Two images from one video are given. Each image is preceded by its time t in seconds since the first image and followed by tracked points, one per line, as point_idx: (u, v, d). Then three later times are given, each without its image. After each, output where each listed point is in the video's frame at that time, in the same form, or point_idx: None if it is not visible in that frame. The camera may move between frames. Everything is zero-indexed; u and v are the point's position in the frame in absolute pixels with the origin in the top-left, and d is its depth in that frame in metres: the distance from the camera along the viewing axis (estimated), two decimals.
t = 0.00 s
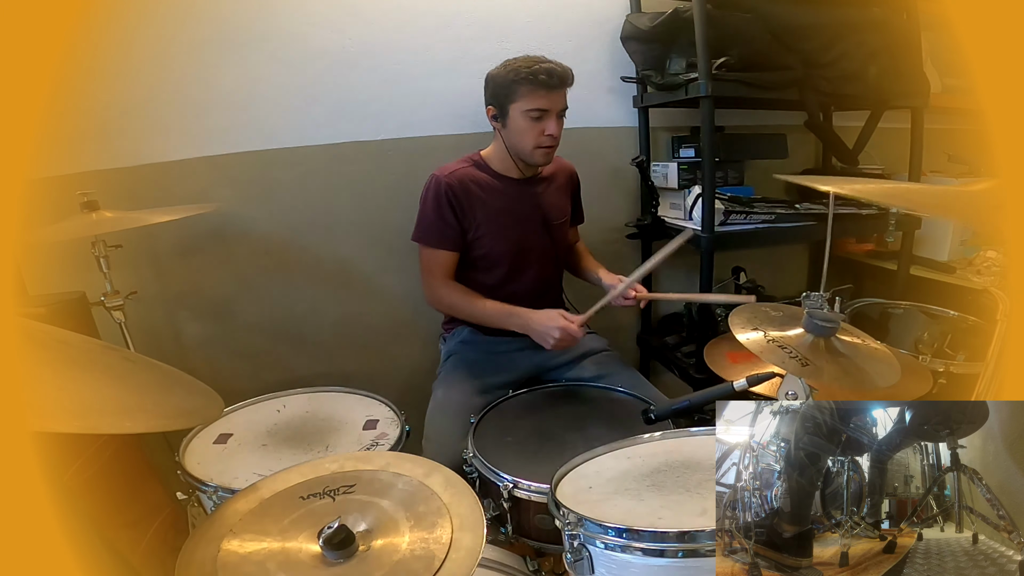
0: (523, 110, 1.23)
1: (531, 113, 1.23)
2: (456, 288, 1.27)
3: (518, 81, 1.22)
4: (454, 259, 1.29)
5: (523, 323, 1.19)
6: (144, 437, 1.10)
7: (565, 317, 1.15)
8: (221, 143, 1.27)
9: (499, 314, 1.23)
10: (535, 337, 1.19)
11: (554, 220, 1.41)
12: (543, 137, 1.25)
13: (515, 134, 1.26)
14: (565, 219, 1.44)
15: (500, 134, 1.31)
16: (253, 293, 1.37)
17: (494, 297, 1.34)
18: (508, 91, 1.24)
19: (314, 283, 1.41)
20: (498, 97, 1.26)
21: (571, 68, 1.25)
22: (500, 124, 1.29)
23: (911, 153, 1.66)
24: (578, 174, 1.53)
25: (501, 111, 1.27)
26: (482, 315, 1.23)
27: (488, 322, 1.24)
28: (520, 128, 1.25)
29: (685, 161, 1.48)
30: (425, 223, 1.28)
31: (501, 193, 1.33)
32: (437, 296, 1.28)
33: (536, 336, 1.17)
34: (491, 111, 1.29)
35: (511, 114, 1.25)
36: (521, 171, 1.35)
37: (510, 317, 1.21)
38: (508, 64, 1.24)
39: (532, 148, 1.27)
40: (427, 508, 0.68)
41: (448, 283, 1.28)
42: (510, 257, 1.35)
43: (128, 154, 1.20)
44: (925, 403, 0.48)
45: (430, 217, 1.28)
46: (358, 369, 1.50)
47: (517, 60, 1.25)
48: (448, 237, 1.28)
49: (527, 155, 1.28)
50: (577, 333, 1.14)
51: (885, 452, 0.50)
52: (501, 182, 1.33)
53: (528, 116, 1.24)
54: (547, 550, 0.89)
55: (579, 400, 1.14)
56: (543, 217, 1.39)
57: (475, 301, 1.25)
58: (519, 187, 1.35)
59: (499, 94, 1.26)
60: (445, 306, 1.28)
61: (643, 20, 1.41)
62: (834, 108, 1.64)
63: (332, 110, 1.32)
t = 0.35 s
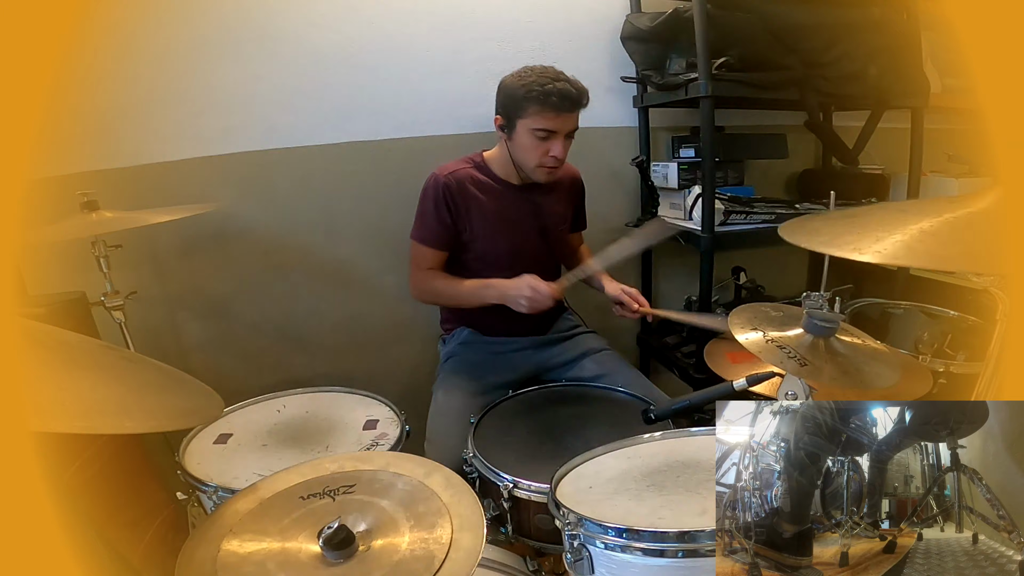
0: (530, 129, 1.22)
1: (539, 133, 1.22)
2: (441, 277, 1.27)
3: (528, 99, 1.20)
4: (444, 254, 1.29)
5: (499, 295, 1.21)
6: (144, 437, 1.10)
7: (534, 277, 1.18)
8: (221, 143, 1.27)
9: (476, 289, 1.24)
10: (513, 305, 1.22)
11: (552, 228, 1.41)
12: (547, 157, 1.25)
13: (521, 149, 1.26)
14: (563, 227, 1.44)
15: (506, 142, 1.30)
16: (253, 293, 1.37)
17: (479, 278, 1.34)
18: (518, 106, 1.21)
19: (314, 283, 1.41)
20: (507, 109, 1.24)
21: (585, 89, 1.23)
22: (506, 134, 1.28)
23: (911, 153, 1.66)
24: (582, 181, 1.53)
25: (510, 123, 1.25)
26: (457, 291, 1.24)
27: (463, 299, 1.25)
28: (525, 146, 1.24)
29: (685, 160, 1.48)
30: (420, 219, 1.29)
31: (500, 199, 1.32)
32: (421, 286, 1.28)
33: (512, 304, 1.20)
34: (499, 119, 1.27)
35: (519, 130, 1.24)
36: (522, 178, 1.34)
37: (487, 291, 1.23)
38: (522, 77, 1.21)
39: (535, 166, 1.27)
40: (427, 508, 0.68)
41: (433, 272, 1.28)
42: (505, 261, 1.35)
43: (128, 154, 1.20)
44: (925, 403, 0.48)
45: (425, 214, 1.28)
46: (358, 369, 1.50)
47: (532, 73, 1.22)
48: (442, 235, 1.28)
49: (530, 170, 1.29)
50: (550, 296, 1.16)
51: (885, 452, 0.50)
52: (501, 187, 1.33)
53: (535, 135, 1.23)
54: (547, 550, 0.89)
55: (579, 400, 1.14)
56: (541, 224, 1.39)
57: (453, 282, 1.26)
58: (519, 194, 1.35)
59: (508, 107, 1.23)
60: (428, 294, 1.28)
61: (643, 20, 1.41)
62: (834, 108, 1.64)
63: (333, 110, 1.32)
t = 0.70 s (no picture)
0: (534, 131, 1.22)
1: (541, 135, 1.22)
2: (456, 289, 1.26)
3: (532, 101, 1.19)
4: (455, 260, 1.28)
5: (525, 328, 1.19)
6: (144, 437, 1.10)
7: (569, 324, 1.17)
8: (221, 143, 1.27)
9: (499, 317, 1.22)
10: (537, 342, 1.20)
11: (556, 228, 1.42)
12: (550, 158, 1.25)
13: (524, 150, 1.25)
14: (565, 227, 1.45)
15: (508, 143, 1.29)
16: (253, 293, 1.37)
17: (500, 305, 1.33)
18: (521, 108, 1.21)
19: (314, 283, 1.41)
20: (510, 110, 1.23)
21: (588, 90, 1.22)
22: (509, 136, 1.27)
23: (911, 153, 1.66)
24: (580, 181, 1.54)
25: (513, 124, 1.25)
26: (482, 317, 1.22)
27: (489, 324, 1.23)
28: (528, 148, 1.24)
29: (685, 160, 1.48)
30: (430, 223, 1.27)
31: (506, 200, 1.33)
32: (434, 298, 1.27)
33: (538, 341, 1.18)
34: (501, 120, 1.27)
35: (521, 131, 1.23)
36: (524, 179, 1.34)
37: (513, 322, 1.21)
38: (526, 78, 1.20)
39: (537, 167, 1.27)
40: (427, 508, 0.68)
41: (448, 284, 1.27)
42: (511, 261, 1.35)
43: (127, 154, 1.21)
44: (925, 403, 0.48)
45: (435, 217, 1.27)
46: (358, 369, 1.50)
47: (535, 74, 1.20)
48: (454, 238, 1.27)
49: (532, 171, 1.29)
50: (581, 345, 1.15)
51: (885, 452, 0.50)
52: (506, 188, 1.33)
53: (538, 137, 1.22)
54: (547, 550, 0.89)
55: (579, 400, 1.14)
56: (545, 225, 1.39)
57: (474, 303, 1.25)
58: (524, 195, 1.35)
59: (511, 108, 1.23)
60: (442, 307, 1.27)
61: (643, 20, 1.41)
62: (834, 108, 1.64)
63: (332, 109, 1.32)
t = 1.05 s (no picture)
0: (539, 134, 1.21)
1: (546, 139, 1.22)
2: (453, 288, 1.27)
3: (540, 105, 1.19)
4: (451, 260, 1.28)
5: (519, 321, 1.20)
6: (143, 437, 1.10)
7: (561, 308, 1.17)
8: (221, 143, 1.27)
9: (496, 313, 1.23)
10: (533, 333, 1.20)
11: (554, 227, 1.42)
12: (551, 162, 1.25)
13: (526, 152, 1.25)
14: (564, 226, 1.45)
15: (510, 143, 1.29)
16: (253, 293, 1.37)
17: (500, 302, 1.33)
18: (529, 110, 1.20)
19: (314, 283, 1.41)
20: (516, 112, 1.23)
21: (595, 98, 1.22)
22: (512, 136, 1.27)
23: (911, 153, 1.66)
24: (579, 180, 1.53)
25: (517, 125, 1.24)
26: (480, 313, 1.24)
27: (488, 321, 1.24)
28: (531, 150, 1.24)
29: (685, 160, 1.48)
30: (425, 223, 1.28)
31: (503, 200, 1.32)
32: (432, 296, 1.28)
33: (534, 333, 1.18)
34: (506, 120, 1.26)
35: (526, 134, 1.23)
36: (523, 179, 1.34)
37: (508, 316, 1.22)
38: (536, 81, 1.20)
39: (538, 170, 1.27)
40: (427, 508, 0.68)
41: (443, 282, 1.28)
42: (507, 259, 1.35)
43: (127, 154, 1.21)
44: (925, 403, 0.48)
45: (431, 217, 1.27)
46: (358, 369, 1.50)
47: (545, 78, 1.20)
48: (450, 237, 1.27)
49: (532, 172, 1.29)
50: (574, 326, 1.15)
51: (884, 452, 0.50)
52: (504, 188, 1.33)
53: (542, 141, 1.22)
54: (547, 550, 0.89)
55: (579, 400, 1.14)
56: (544, 224, 1.39)
57: (470, 302, 1.26)
58: (522, 194, 1.35)
59: (518, 109, 1.22)
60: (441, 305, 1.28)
61: (643, 20, 1.41)
62: (834, 108, 1.64)
63: (333, 110, 1.32)
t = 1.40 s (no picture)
0: (541, 138, 1.22)
1: (548, 143, 1.22)
2: (456, 287, 1.27)
3: (543, 109, 1.18)
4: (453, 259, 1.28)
5: (520, 318, 1.21)
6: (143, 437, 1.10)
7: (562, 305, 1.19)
8: (220, 143, 1.27)
9: (498, 310, 1.24)
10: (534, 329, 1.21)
11: (556, 228, 1.42)
12: (553, 165, 1.26)
13: (528, 155, 1.26)
14: (566, 227, 1.45)
15: (512, 145, 1.29)
16: (253, 293, 1.37)
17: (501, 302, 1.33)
18: (531, 114, 1.20)
19: (314, 283, 1.41)
20: (519, 114, 1.22)
21: (598, 102, 1.22)
22: (514, 138, 1.27)
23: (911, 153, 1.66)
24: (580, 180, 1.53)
25: (519, 128, 1.24)
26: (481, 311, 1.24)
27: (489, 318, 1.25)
28: (533, 153, 1.24)
29: (685, 160, 1.48)
30: (428, 223, 1.28)
31: (505, 200, 1.32)
32: (435, 296, 1.28)
33: (536, 329, 1.20)
34: (508, 122, 1.26)
35: (528, 137, 1.23)
36: (526, 179, 1.34)
37: (509, 312, 1.23)
38: (538, 85, 1.19)
39: (540, 172, 1.27)
40: (426, 508, 0.68)
41: (447, 282, 1.28)
42: (509, 260, 1.35)
43: (127, 154, 1.21)
44: (925, 403, 0.48)
45: (433, 217, 1.27)
46: (358, 368, 1.50)
47: (548, 81, 1.20)
48: (452, 237, 1.27)
49: (534, 175, 1.29)
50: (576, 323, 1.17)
51: (884, 452, 0.50)
52: (506, 188, 1.33)
53: (544, 144, 1.22)
54: (547, 550, 0.89)
55: (579, 400, 1.14)
56: (546, 224, 1.39)
57: (473, 300, 1.26)
58: (523, 195, 1.34)
59: (521, 112, 1.22)
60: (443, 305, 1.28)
61: (643, 20, 1.41)
62: (834, 108, 1.64)
63: (332, 110, 1.32)
